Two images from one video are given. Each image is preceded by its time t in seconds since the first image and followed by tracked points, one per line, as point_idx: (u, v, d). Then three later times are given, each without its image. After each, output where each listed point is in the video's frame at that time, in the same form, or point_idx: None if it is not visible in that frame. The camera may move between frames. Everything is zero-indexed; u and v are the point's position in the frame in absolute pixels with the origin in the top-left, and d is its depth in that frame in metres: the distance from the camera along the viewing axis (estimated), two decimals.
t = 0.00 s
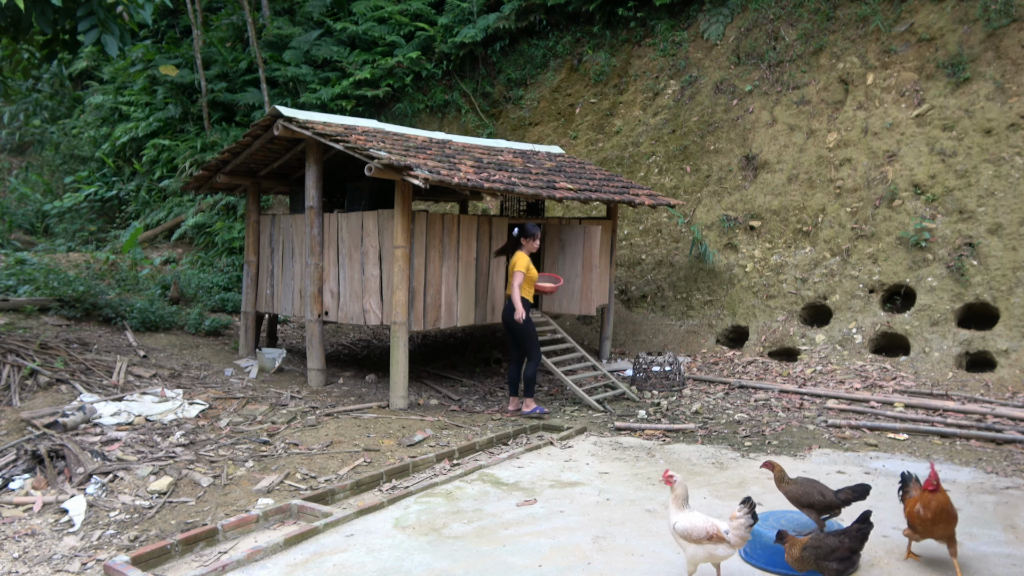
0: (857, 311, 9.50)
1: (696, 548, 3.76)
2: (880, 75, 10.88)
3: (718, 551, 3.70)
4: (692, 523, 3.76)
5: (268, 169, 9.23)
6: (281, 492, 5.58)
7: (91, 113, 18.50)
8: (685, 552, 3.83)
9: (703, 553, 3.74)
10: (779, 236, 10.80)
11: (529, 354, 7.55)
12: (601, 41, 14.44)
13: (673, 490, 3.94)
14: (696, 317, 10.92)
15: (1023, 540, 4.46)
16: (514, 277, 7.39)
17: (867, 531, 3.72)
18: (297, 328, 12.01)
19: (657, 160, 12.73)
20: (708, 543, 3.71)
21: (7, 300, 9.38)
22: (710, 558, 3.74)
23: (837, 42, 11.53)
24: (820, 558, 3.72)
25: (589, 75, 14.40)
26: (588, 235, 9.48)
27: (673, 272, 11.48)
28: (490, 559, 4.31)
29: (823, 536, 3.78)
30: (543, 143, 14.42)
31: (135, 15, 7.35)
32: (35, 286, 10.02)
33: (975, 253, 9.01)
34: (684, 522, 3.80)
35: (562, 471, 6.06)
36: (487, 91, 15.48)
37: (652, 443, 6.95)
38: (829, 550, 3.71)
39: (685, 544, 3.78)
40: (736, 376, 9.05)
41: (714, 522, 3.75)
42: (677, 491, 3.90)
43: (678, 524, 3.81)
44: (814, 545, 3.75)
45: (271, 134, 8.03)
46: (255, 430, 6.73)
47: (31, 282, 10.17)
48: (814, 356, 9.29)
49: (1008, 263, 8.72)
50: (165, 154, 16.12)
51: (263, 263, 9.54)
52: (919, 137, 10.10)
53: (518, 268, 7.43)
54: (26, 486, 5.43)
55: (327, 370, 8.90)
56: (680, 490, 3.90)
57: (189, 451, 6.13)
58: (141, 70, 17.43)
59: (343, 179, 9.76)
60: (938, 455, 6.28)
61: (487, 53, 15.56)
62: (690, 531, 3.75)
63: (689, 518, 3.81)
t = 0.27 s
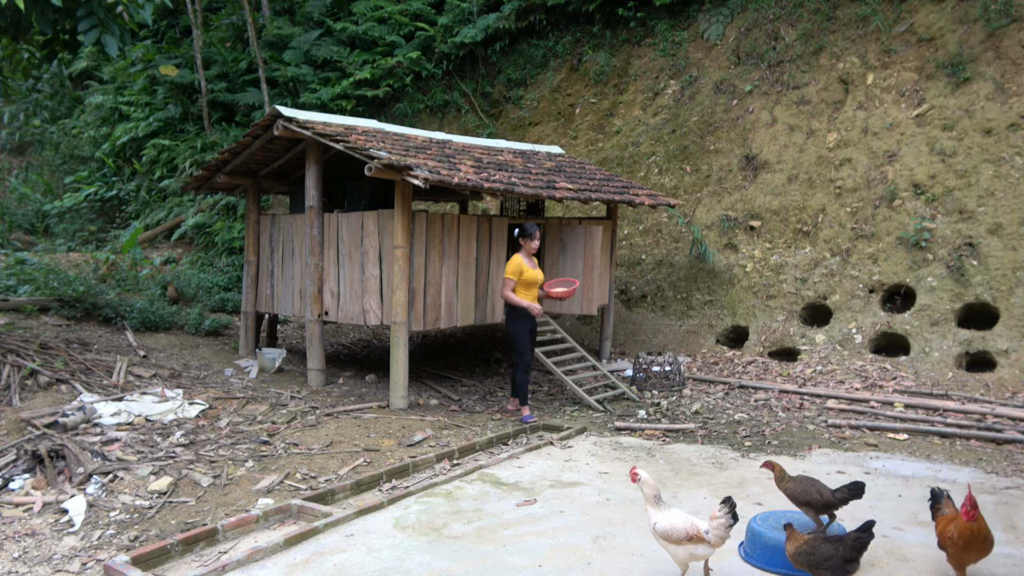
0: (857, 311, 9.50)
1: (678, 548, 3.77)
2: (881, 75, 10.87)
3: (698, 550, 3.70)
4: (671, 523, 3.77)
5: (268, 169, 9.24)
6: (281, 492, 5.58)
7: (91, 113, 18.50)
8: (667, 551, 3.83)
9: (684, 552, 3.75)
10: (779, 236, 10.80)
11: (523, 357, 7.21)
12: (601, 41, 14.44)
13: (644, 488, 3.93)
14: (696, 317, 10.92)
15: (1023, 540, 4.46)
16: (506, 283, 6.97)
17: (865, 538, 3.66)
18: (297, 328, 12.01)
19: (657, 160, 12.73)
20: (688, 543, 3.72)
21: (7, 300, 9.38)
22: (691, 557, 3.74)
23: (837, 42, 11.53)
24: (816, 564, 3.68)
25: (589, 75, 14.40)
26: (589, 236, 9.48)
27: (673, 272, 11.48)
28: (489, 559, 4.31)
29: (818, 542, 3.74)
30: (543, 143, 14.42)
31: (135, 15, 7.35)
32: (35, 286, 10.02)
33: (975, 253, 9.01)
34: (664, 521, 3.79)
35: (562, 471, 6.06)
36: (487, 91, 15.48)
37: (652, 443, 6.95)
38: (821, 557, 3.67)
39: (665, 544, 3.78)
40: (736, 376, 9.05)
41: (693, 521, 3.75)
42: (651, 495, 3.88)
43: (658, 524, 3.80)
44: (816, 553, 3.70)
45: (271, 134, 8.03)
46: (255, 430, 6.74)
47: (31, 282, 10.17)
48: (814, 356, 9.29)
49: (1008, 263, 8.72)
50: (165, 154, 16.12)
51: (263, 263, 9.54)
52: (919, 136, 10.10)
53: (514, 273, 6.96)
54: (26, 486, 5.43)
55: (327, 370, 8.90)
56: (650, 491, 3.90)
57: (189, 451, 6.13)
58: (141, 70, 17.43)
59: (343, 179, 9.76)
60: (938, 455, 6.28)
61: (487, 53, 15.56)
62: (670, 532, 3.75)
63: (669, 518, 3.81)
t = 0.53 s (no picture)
0: (857, 311, 9.50)
1: (677, 551, 3.77)
2: (881, 75, 10.87)
3: (698, 552, 3.72)
4: (670, 527, 3.76)
5: (268, 169, 9.23)
6: (281, 492, 5.58)
7: (91, 113, 18.49)
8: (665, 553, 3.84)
9: (683, 555, 3.75)
10: (779, 236, 10.80)
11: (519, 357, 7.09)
12: (601, 41, 14.44)
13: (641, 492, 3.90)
14: (696, 317, 10.92)
15: (1023, 540, 4.46)
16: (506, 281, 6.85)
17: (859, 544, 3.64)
18: (297, 328, 12.00)
19: (657, 160, 12.73)
20: (688, 546, 3.72)
21: (7, 300, 9.38)
22: (691, 560, 3.75)
23: (837, 42, 11.53)
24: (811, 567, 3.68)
25: (589, 75, 14.40)
26: (589, 236, 9.47)
27: (673, 272, 11.48)
28: (490, 559, 4.31)
29: (813, 544, 3.75)
30: (543, 143, 14.42)
31: (135, 15, 7.35)
32: (34, 286, 10.02)
33: (975, 253, 9.00)
34: (663, 525, 3.78)
35: (562, 471, 6.06)
36: (487, 91, 15.48)
37: (652, 443, 6.95)
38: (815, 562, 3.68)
39: (664, 548, 3.77)
40: (736, 376, 9.05)
41: (691, 525, 3.75)
42: (648, 499, 3.85)
43: (656, 528, 3.79)
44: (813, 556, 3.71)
45: (271, 133, 8.03)
46: (255, 430, 6.74)
47: (31, 282, 10.17)
48: (814, 356, 9.29)
49: (1008, 263, 8.72)
50: (165, 154, 16.12)
51: (263, 263, 9.54)
52: (919, 137, 10.10)
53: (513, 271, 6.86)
54: (26, 487, 5.43)
55: (327, 370, 8.90)
56: (649, 496, 3.86)
57: (189, 451, 6.13)
58: (141, 70, 17.43)
59: (343, 179, 9.75)
60: (938, 455, 6.28)
61: (487, 53, 15.56)
62: (669, 536, 3.74)
63: (667, 522, 3.80)
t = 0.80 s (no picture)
0: (857, 311, 9.50)
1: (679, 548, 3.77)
2: (881, 75, 10.87)
3: (700, 553, 3.69)
4: (674, 525, 3.78)
5: (268, 169, 9.24)
6: (281, 492, 5.58)
7: (91, 113, 18.50)
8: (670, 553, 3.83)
9: (685, 555, 3.74)
10: (779, 236, 10.80)
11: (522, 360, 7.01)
12: (601, 41, 14.44)
13: (648, 492, 3.94)
14: (696, 317, 10.92)
15: (1023, 540, 4.46)
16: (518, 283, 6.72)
17: (857, 545, 3.57)
18: (297, 328, 12.00)
19: (657, 160, 12.73)
20: (689, 545, 3.71)
21: (7, 300, 9.39)
22: (693, 560, 3.73)
23: (837, 42, 11.53)
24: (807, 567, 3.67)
25: (589, 75, 14.40)
26: (588, 236, 9.48)
27: (673, 272, 11.48)
28: (489, 559, 4.30)
29: (811, 544, 3.75)
30: (543, 143, 14.42)
31: (135, 15, 7.35)
32: (35, 286, 10.02)
33: (975, 253, 9.00)
34: (668, 522, 3.81)
35: (562, 471, 6.06)
36: (487, 91, 15.48)
37: (651, 443, 6.95)
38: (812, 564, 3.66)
39: (667, 545, 3.80)
40: (736, 376, 9.05)
41: (695, 524, 3.75)
42: (652, 496, 3.91)
43: (661, 525, 3.83)
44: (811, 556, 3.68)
45: (271, 134, 8.03)
46: (255, 430, 6.74)
47: (31, 282, 10.17)
48: (814, 356, 9.29)
49: (1008, 263, 8.72)
50: (165, 154, 16.12)
51: (263, 263, 9.54)
52: (919, 137, 10.10)
53: (526, 273, 6.73)
54: (26, 486, 5.43)
55: (327, 370, 8.90)
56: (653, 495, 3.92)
57: (189, 451, 6.13)
58: (141, 70, 17.43)
59: (343, 179, 9.75)
60: (938, 455, 6.28)
61: (487, 53, 15.56)
62: (672, 533, 3.77)
63: (673, 520, 3.82)
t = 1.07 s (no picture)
0: (857, 311, 9.50)
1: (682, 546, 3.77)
2: (881, 75, 10.87)
3: (704, 550, 3.71)
4: (679, 520, 3.79)
5: (268, 169, 9.24)
6: (281, 492, 5.58)
7: (92, 113, 18.50)
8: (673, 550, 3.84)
9: (688, 551, 3.75)
10: (779, 236, 10.81)
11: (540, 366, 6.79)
12: (601, 41, 14.44)
13: (655, 490, 3.98)
14: (696, 317, 10.92)
15: (1023, 540, 4.46)
16: (539, 283, 6.54)
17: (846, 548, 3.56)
18: (297, 329, 12.00)
19: (657, 160, 12.73)
20: (694, 541, 3.72)
21: (7, 300, 9.39)
22: (696, 557, 3.74)
23: (837, 42, 11.53)
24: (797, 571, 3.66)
25: (589, 75, 14.40)
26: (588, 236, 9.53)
27: (673, 272, 11.48)
28: (489, 559, 4.31)
29: (805, 548, 3.60)
30: (543, 143, 14.43)
31: (135, 15, 7.35)
32: (35, 286, 10.02)
33: (975, 253, 9.00)
34: (673, 519, 3.82)
35: (562, 471, 6.06)
36: (487, 91, 15.48)
37: (652, 443, 6.95)
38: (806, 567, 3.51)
39: (671, 540, 3.80)
40: (736, 376, 9.05)
41: (701, 522, 3.76)
42: (657, 493, 3.95)
43: (667, 520, 3.84)
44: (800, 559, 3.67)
45: (271, 134, 8.03)
46: (255, 430, 6.74)
47: (31, 282, 10.17)
48: (814, 356, 9.29)
49: (1008, 263, 8.72)
50: (165, 154, 16.12)
51: (263, 263, 9.54)
52: (919, 136, 10.10)
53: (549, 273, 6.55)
54: (26, 486, 5.43)
55: (327, 370, 8.90)
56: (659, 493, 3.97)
57: (189, 451, 6.13)
58: (141, 70, 17.44)
59: (343, 179, 9.76)
60: (938, 455, 6.28)
61: (487, 53, 15.57)
62: (676, 528, 3.78)
63: (678, 515, 3.84)
